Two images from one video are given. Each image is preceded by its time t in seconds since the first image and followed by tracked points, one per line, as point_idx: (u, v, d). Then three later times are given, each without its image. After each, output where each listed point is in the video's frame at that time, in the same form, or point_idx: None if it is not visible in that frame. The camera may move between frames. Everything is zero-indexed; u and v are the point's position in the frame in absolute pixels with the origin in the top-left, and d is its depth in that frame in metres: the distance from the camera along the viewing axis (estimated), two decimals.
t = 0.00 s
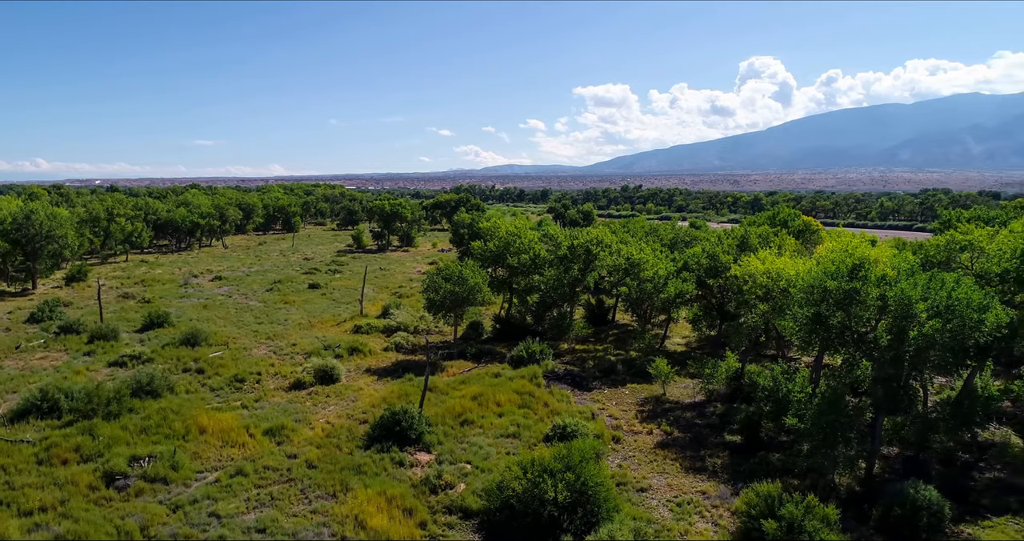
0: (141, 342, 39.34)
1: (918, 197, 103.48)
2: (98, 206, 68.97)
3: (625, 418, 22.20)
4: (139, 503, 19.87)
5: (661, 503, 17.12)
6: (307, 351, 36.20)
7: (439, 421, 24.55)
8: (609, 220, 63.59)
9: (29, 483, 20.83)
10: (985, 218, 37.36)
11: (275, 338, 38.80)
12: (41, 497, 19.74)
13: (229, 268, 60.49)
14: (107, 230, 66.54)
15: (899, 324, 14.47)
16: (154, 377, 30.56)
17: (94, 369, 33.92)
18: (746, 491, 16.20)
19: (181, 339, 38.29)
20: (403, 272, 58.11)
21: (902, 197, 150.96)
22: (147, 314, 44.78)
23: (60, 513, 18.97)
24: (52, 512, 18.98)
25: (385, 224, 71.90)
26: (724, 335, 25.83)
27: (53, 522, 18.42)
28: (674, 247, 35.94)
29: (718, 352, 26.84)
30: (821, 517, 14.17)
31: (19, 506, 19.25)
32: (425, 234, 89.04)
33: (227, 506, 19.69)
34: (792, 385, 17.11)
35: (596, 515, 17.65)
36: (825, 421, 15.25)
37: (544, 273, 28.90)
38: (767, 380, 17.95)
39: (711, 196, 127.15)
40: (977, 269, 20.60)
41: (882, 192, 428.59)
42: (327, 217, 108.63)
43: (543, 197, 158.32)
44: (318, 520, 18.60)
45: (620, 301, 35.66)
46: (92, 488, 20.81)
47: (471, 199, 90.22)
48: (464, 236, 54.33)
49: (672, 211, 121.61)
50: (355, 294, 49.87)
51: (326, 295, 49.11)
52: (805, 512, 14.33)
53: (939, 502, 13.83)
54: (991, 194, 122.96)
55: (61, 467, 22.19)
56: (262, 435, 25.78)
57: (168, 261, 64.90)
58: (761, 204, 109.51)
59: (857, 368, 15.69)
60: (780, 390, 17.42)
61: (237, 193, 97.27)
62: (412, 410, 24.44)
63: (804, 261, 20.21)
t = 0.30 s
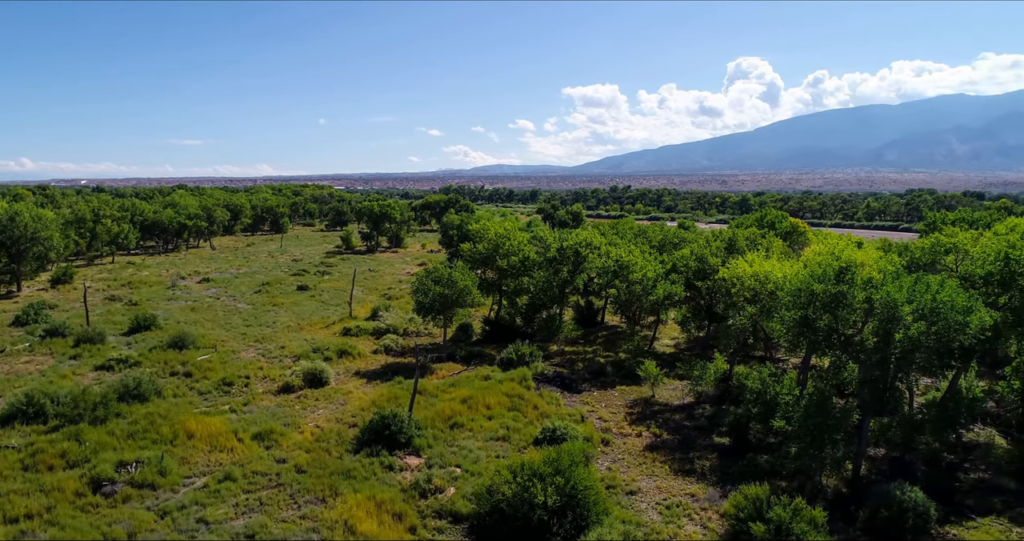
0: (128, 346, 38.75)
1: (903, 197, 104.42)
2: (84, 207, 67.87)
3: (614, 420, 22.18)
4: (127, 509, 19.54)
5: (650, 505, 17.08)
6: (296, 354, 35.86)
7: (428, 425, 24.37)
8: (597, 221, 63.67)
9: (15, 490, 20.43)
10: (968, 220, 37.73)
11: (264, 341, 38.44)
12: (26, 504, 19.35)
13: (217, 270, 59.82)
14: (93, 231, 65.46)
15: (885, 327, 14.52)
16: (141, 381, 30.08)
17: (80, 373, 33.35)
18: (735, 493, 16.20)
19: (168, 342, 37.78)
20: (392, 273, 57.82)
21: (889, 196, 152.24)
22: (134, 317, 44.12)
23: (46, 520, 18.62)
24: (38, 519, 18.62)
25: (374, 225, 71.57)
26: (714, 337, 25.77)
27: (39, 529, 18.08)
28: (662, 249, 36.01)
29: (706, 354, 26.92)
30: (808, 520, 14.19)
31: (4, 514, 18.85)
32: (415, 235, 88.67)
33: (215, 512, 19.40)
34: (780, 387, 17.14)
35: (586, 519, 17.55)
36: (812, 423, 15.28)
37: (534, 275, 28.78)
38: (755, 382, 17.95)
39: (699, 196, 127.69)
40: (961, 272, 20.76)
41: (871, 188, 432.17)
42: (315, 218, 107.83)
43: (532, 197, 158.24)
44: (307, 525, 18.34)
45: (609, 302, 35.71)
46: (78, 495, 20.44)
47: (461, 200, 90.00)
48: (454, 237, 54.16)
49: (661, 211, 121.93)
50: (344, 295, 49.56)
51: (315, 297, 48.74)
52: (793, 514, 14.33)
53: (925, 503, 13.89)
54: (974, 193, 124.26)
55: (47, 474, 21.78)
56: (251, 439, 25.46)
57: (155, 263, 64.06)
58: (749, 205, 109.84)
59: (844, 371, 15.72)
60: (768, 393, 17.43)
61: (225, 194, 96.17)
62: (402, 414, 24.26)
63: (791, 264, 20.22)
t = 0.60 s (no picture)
0: (114, 349, 38.10)
1: (887, 198, 105.46)
2: (68, 209, 66.68)
3: (603, 422, 22.14)
4: (113, 515, 19.20)
5: (639, 508, 17.02)
6: (284, 357, 35.52)
7: (417, 428, 24.16)
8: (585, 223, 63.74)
9: None
10: (950, 223, 38.14)
11: (251, 344, 38.03)
12: (9, 512, 18.92)
13: (204, 271, 59.12)
14: (77, 232, 64.27)
15: (871, 330, 14.55)
16: (127, 385, 29.57)
17: (64, 377, 32.71)
18: (723, 496, 16.19)
19: (155, 345, 37.26)
20: (381, 274, 57.54)
21: (875, 195, 153.67)
22: (120, 319, 43.38)
23: (30, 528, 18.25)
24: (22, 527, 18.24)
25: (363, 226, 71.22)
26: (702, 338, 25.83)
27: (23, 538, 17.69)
28: (650, 251, 36.13)
29: (694, 355, 27.00)
30: (795, 522, 14.18)
31: None
32: (404, 235, 88.29)
33: (203, 518, 19.09)
34: (767, 389, 17.15)
35: (574, 523, 17.42)
36: (798, 425, 15.32)
37: (522, 276, 28.68)
38: (743, 384, 17.94)
39: (687, 197, 128.25)
40: (944, 273, 20.95)
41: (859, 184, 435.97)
42: (303, 218, 106.98)
43: (521, 198, 158.23)
44: (296, 530, 18.06)
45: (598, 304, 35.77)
46: (63, 502, 20.05)
47: (449, 201, 89.79)
48: (442, 239, 54.04)
49: (649, 211, 122.27)
50: (332, 297, 49.24)
51: (303, 298, 48.35)
52: (780, 517, 14.31)
53: (910, 504, 13.96)
54: (957, 193, 125.78)
55: (31, 480, 21.33)
56: (238, 444, 25.11)
57: (141, 264, 63.12)
58: (736, 206, 110.32)
59: (830, 373, 15.73)
60: (756, 394, 17.41)
61: (211, 195, 95.00)
62: (391, 417, 24.04)
63: (778, 266, 20.18)
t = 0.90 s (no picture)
0: (97, 353, 37.36)
1: (870, 198, 106.60)
2: (50, 210, 65.31)
3: (590, 424, 22.10)
4: (97, 523, 18.79)
5: (626, 511, 16.94)
6: (271, 360, 35.10)
7: (404, 432, 23.91)
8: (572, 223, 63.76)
9: None
10: (931, 225, 38.49)
11: (237, 347, 37.56)
12: None
13: (189, 273, 58.27)
14: (59, 233, 62.94)
15: (855, 332, 14.61)
16: (111, 390, 29.01)
17: (46, 382, 31.97)
18: (710, 498, 16.17)
19: (139, 348, 36.63)
20: (368, 276, 57.19)
21: (860, 194, 155.23)
22: (103, 322, 42.55)
23: (11, 537, 17.79)
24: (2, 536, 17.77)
25: (349, 226, 70.76)
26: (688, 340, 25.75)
27: None
28: (636, 252, 36.22)
29: (681, 357, 27.08)
30: (781, 524, 14.18)
31: None
32: (391, 236, 87.81)
33: (188, 525, 18.75)
34: (752, 392, 17.16)
35: (562, 526, 17.22)
36: (783, 427, 15.34)
37: (510, 279, 28.63)
38: (729, 387, 17.93)
39: (673, 197, 128.74)
40: (927, 275, 21.12)
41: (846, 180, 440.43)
42: (289, 219, 105.89)
43: (508, 198, 158.00)
44: (282, 537, 17.73)
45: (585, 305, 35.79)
46: (46, 509, 19.60)
47: (436, 201, 89.48)
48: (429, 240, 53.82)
49: (636, 211, 122.50)
50: (318, 299, 48.83)
51: (289, 300, 47.89)
52: (766, 519, 14.30)
53: (893, 505, 14.03)
54: (939, 192, 127.34)
55: (12, 488, 20.81)
56: (224, 449, 24.71)
57: (125, 266, 62.02)
58: (722, 206, 110.79)
59: (815, 374, 15.77)
60: (742, 397, 17.41)
61: (196, 195, 93.63)
62: (378, 421, 23.80)
63: (763, 269, 20.23)
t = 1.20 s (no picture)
0: (80, 356, 36.61)
1: (853, 199, 107.74)
2: (31, 210, 63.94)
3: (578, 426, 22.05)
4: (80, 531, 18.38)
5: (613, 514, 16.88)
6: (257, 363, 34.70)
7: (391, 436, 23.67)
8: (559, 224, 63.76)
9: None
10: (913, 227, 38.76)
11: (223, 349, 37.10)
12: None
13: (174, 275, 57.45)
14: (40, 234, 61.66)
15: (840, 334, 14.64)
16: (95, 394, 28.43)
17: (27, 386, 31.23)
18: (697, 501, 16.14)
19: (123, 352, 36.01)
20: (355, 277, 56.82)
21: (843, 196, 155.92)
22: (87, 325, 41.73)
23: None
24: None
25: (335, 227, 70.26)
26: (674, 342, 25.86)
27: None
28: (623, 254, 36.26)
29: (668, 358, 27.11)
30: (767, 527, 14.15)
31: None
32: (378, 237, 87.30)
33: (174, 531, 18.39)
34: (738, 393, 17.19)
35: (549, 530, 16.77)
36: (769, 429, 15.35)
37: (497, 280, 28.52)
38: (715, 389, 17.92)
39: (659, 197, 129.24)
40: (910, 277, 21.27)
41: (834, 177, 444.21)
42: (275, 219, 104.78)
43: (495, 198, 157.65)
44: None
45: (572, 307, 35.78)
46: (28, 517, 19.15)
47: (423, 201, 89.13)
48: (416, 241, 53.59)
49: (623, 211, 122.66)
50: (305, 300, 48.40)
51: (276, 302, 47.43)
52: (752, 521, 14.28)
53: (877, 506, 14.09)
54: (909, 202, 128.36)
55: None
56: (210, 453, 24.29)
57: (109, 268, 60.95)
58: (709, 206, 111.18)
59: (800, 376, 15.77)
60: (728, 399, 17.41)
61: (181, 195, 92.29)
62: (365, 425, 23.54)
63: (749, 271, 20.24)
